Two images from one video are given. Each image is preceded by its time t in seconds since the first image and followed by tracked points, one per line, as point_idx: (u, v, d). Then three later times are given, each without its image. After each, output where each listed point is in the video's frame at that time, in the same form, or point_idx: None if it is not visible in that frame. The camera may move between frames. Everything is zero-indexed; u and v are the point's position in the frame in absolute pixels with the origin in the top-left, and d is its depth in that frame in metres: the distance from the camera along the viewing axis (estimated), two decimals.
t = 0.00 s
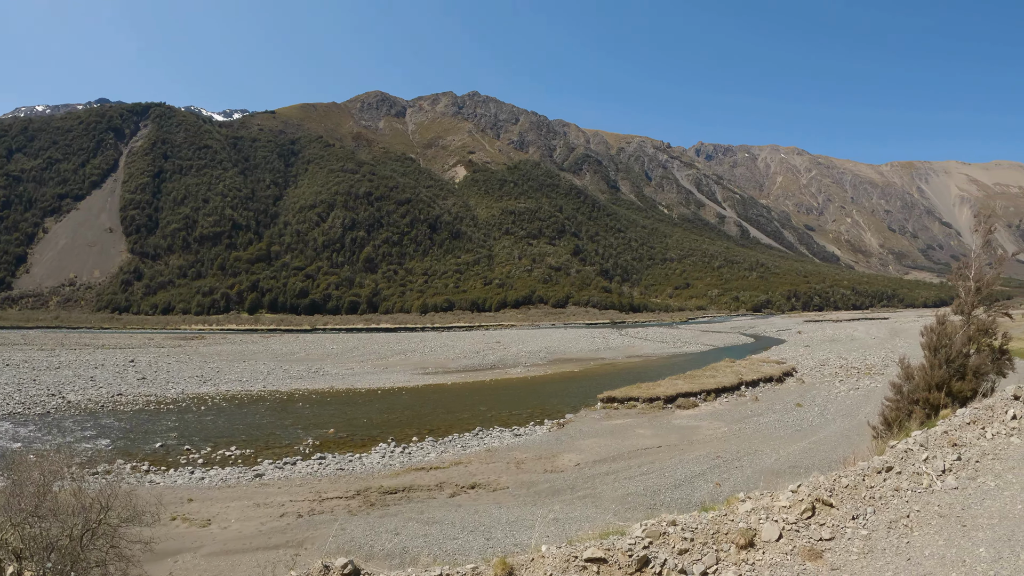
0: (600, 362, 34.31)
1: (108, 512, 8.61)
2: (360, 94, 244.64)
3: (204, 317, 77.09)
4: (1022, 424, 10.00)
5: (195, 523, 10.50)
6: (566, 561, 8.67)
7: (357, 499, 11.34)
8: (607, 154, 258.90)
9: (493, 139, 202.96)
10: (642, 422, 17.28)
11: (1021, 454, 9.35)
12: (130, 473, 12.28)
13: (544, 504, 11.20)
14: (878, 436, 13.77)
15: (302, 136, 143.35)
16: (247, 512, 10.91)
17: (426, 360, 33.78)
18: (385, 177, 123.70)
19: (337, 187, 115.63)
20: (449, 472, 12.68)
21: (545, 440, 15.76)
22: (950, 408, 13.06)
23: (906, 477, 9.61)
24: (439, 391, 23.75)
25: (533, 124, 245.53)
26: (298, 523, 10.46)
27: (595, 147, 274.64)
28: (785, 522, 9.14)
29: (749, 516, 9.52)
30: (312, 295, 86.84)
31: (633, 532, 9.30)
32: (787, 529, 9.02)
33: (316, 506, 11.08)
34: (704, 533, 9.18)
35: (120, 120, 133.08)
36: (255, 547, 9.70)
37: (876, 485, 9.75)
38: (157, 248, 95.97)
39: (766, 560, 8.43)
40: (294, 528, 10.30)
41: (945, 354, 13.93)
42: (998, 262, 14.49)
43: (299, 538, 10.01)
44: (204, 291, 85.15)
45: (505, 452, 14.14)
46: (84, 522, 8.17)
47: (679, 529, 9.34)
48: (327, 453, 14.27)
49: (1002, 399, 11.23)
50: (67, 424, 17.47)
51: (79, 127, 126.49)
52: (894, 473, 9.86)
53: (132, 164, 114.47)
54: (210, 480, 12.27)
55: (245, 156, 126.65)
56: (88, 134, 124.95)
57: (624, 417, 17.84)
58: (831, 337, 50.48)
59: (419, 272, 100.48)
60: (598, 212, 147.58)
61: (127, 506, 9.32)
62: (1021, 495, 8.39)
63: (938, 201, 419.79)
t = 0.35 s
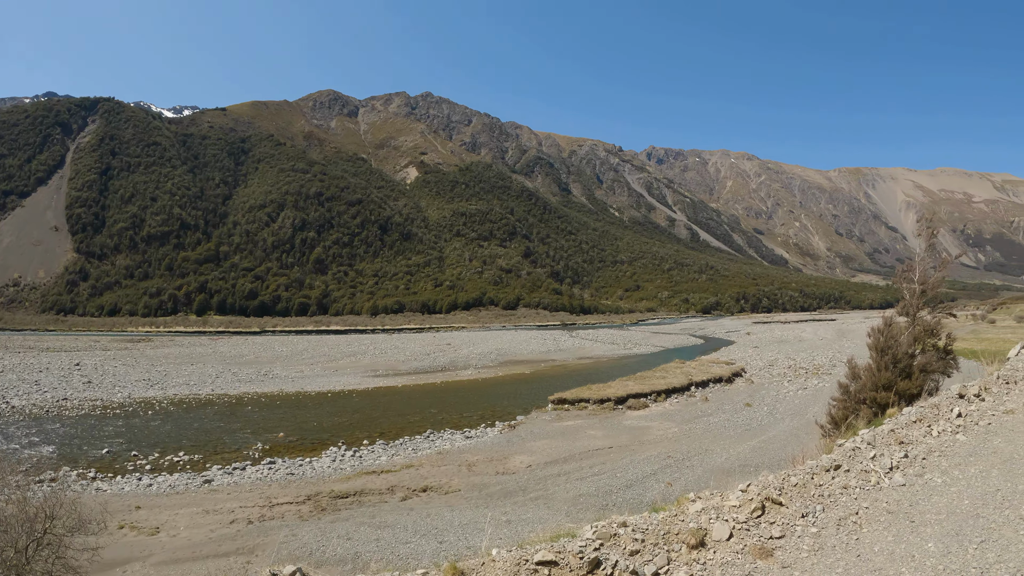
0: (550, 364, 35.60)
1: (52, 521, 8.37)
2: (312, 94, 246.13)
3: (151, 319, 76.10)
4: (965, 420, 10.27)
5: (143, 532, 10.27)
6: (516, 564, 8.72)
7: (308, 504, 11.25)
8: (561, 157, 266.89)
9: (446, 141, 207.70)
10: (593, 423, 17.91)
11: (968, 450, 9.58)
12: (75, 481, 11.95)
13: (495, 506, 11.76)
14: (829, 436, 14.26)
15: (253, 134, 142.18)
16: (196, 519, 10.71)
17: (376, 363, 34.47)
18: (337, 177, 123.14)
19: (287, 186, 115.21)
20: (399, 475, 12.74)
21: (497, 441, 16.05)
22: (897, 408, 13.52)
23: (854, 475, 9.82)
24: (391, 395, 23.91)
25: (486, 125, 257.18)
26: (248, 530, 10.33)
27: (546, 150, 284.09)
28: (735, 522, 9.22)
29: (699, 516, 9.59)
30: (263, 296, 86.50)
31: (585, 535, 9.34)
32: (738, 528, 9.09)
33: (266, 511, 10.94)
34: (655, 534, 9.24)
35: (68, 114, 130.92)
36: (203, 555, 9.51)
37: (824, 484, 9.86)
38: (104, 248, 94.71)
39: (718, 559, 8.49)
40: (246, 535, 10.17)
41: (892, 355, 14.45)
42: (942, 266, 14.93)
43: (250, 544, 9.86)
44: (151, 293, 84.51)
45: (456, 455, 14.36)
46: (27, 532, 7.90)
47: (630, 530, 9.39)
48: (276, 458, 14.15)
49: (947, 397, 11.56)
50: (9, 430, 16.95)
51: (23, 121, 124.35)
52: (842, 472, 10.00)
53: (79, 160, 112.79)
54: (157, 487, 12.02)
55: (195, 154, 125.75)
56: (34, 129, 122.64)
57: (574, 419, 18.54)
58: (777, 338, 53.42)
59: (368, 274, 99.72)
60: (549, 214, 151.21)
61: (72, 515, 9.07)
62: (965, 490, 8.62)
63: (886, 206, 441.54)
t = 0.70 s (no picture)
0: (503, 367, 36.96)
1: None
2: (267, 92, 246.99)
3: (97, 321, 74.42)
4: (916, 420, 10.51)
5: (92, 541, 10.00)
6: (469, 569, 8.68)
7: (261, 510, 11.14)
8: (515, 159, 276.30)
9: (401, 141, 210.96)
10: (547, 426, 18.64)
11: (917, 449, 9.78)
12: (18, 489, 11.55)
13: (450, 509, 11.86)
14: (780, 436, 14.82)
15: (206, 131, 140.23)
16: (146, 527, 10.49)
17: (331, 366, 35.20)
18: (290, 178, 121.92)
19: (240, 186, 113.90)
20: (354, 480, 12.82)
21: (451, 444, 16.46)
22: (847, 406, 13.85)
23: (806, 474, 9.96)
24: (343, 399, 24.15)
25: (441, 128, 268.08)
26: (200, 537, 10.14)
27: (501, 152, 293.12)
28: (688, 522, 9.27)
29: (652, 517, 9.68)
30: (214, 298, 85.27)
31: (538, 538, 9.37)
32: (692, 529, 9.13)
33: (217, 518, 10.77)
34: (608, 536, 9.26)
35: (18, 110, 130.55)
36: (154, 564, 9.30)
37: (776, 484, 9.98)
38: (52, 247, 94.75)
39: (672, 560, 8.50)
40: (198, 542, 9.98)
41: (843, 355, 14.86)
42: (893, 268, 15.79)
43: (203, 551, 9.69)
44: (100, 294, 83.45)
45: (410, 459, 14.64)
46: None
47: (583, 533, 9.41)
48: (228, 464, 14.03)
49: (896, 398, 11.87)
50: None
51: None
52: (794, 472, 10.14)
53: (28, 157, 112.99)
54: (106, 495, 11.75)
55: (146, 152, 123.93)
56: None
57: (527, 422, 19.34)
58: (731, 340, 55.99)
59: (321, 275, 99.00)
60: (503, 217, 152.91)
61: (17, 524, 8.77)
62: (916, 487, 8.81)
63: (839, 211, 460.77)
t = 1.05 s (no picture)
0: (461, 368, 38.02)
1: None
2: (225, 89, 247.67)
3: (51, 323, 73.11)
4: (871, 420, 10.71)
5: (46, 550, 9.77)
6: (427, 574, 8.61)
7: (218, 516, 11.05)
8: (474, 161, 293.49)
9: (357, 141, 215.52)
10: (505, 428, 19.23)
11: (874, 448, 9.92)
12: None
13: (410, 512, 11.92)
14: (736, 435, 15.33)
15: (163, 129, 140.54)
16: (100, 535, 10.27)
17: (288, 368, 35.50)
18: (246, 177, 123.34)
19: (196, 185, 114.19)
20: (311, 485, 12.86)
21: (408, 447, 16.81)
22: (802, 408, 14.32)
23: (765, 473, 10.00)
24: (302, 403, 24.26)
25: (399, 131, 276.31)
26: (156, 545, 9.98)
27: (458, 154, 302.60)
28: (648, 523, 9.30)
29: (610, 518, 9.70)
30: (170, 300, 85.04)
31: (497, 542, 9.36)
32: (651, 530, 9.15)
33: (174, 525, 10.64)
34: (568, 539, 9.24)
35: None
36: (106, 573, 9.07)
37: (735, 483, 10.01)
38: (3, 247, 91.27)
39: (632, 561, 8.49)
40: (154, 550, 9.80)
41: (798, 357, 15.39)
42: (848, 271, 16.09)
43: (157, 560, 9.49)
44: (53, 295, 81.67)
45: (368, 462, 14.86)
46: None
47: (543, 535, 9.36)
48: (183, 468, 13.96)
49: (851, 398, 12.16)
50: None
51: None
52: (753, 472, 10.16)
53: None
54: (60, 502, 11.51)
55: (103, 148, 122.69)
56: None
57: (485, 423, 20.03)
58: (690, 341, 58.53)
59: (278, 277, 100.10)
60: (461, 219, 160.63)
61: None
62: (872, 484, 8.96)
63: (796, 217, 480.45)
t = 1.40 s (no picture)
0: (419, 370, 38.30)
1: None
2: (183, 85, 245.17)
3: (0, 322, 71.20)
4: (827, 419, 10.90)
5: None
6: None
7: (177, 522, 10.96)
8: (434, 162, 300.42)
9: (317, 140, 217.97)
10: (464, 429, 19.56)
11: (829, 447, 10.07)
12: None
13: (371, 515, 12.03)
14: (695, 435, 15.63)
15: (121, 125, 139.18)
16: (57, 543, 10.09)
17: (246, 370, 35.30)
18: (204, 176, 123.13)
19: (154, 183, 113.39)
20: (270, 489, 12.90)
21: (368, 449, 16.99)
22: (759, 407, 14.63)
23: (722, 473, 10.12)
24: (261, 405, 24.19)
25: (359, 130, 281.09)
26: (114, 552, 9.84)
27: (418, 155, 308.33)
28: (607, 524, 9.33)
29: (569, 520, 9.75)
30: (125, 300, 83.33)
31: (457, 545, 9.33)
32: (611, 531, 9.19)
33: (131, 531, 10.51)
34: (528, 540, 9.24)
35: None
36: None
37: (693, 483, 10.12)
38: None
39: (592, 562, 8.52)
40: (112, 557, 9.67)
41: (755, 358, 15.73)
42: (802, 273, 16.63)
43: (116, 568, 9.33)
44: (4, 295, 78.79)
45: (326, 465, 14.96)
46: None
47: (502, 538, 9.36)
48: (140, 474, 13.84)
49: (809, 398, 12.38)
50: None
51: None
52: (710, 471, 10.29)
53: None
54: (12, 511, 11.26)
55: (58, 145, 120.78)
56: None
57: (444, 425, 20.40)
58: (647, 342, 59.88)
59: (235, 278, 99.29)
60: (420, 220, 165.31)
61: None
62: (830, 482, 9.07)
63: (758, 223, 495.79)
